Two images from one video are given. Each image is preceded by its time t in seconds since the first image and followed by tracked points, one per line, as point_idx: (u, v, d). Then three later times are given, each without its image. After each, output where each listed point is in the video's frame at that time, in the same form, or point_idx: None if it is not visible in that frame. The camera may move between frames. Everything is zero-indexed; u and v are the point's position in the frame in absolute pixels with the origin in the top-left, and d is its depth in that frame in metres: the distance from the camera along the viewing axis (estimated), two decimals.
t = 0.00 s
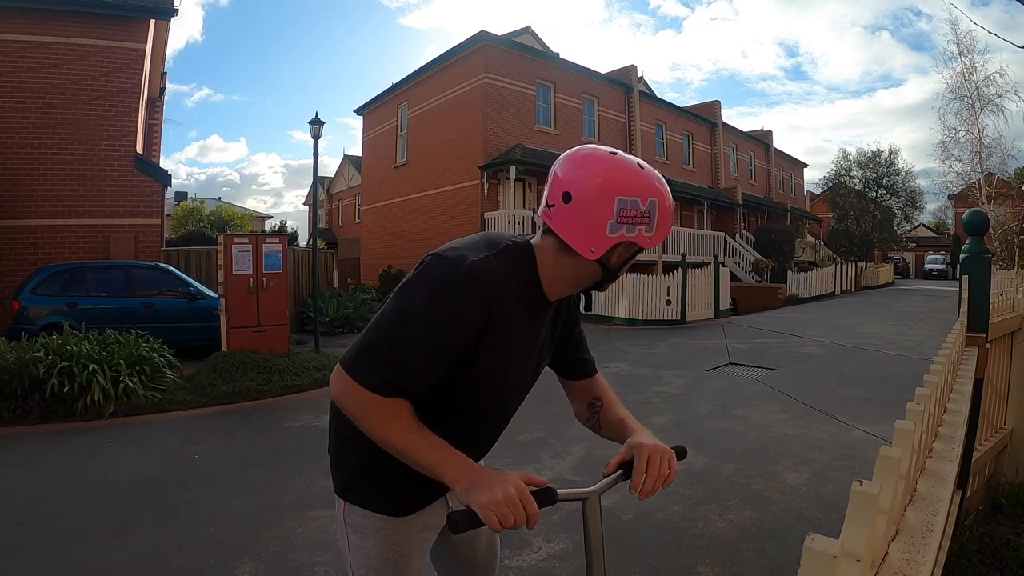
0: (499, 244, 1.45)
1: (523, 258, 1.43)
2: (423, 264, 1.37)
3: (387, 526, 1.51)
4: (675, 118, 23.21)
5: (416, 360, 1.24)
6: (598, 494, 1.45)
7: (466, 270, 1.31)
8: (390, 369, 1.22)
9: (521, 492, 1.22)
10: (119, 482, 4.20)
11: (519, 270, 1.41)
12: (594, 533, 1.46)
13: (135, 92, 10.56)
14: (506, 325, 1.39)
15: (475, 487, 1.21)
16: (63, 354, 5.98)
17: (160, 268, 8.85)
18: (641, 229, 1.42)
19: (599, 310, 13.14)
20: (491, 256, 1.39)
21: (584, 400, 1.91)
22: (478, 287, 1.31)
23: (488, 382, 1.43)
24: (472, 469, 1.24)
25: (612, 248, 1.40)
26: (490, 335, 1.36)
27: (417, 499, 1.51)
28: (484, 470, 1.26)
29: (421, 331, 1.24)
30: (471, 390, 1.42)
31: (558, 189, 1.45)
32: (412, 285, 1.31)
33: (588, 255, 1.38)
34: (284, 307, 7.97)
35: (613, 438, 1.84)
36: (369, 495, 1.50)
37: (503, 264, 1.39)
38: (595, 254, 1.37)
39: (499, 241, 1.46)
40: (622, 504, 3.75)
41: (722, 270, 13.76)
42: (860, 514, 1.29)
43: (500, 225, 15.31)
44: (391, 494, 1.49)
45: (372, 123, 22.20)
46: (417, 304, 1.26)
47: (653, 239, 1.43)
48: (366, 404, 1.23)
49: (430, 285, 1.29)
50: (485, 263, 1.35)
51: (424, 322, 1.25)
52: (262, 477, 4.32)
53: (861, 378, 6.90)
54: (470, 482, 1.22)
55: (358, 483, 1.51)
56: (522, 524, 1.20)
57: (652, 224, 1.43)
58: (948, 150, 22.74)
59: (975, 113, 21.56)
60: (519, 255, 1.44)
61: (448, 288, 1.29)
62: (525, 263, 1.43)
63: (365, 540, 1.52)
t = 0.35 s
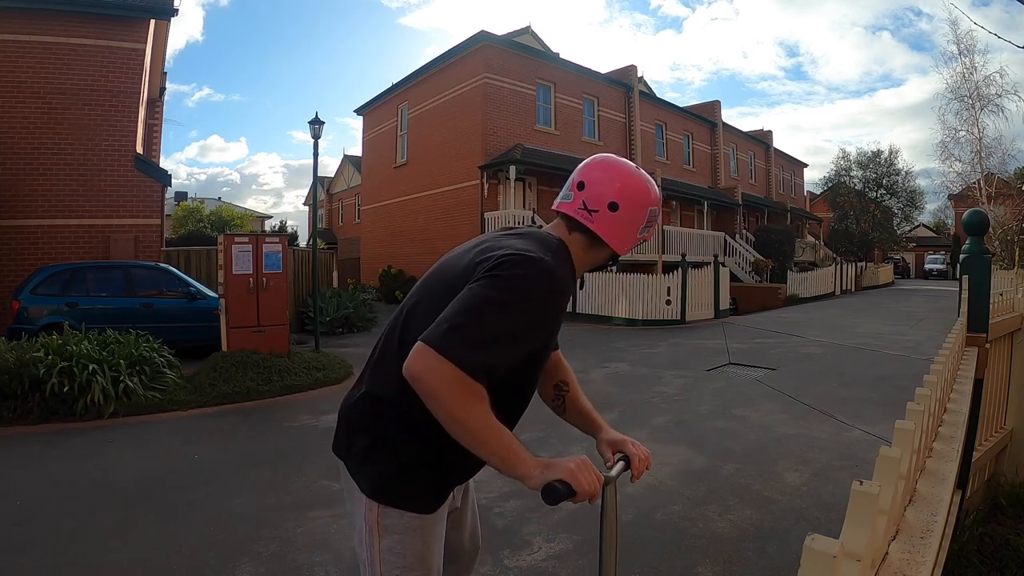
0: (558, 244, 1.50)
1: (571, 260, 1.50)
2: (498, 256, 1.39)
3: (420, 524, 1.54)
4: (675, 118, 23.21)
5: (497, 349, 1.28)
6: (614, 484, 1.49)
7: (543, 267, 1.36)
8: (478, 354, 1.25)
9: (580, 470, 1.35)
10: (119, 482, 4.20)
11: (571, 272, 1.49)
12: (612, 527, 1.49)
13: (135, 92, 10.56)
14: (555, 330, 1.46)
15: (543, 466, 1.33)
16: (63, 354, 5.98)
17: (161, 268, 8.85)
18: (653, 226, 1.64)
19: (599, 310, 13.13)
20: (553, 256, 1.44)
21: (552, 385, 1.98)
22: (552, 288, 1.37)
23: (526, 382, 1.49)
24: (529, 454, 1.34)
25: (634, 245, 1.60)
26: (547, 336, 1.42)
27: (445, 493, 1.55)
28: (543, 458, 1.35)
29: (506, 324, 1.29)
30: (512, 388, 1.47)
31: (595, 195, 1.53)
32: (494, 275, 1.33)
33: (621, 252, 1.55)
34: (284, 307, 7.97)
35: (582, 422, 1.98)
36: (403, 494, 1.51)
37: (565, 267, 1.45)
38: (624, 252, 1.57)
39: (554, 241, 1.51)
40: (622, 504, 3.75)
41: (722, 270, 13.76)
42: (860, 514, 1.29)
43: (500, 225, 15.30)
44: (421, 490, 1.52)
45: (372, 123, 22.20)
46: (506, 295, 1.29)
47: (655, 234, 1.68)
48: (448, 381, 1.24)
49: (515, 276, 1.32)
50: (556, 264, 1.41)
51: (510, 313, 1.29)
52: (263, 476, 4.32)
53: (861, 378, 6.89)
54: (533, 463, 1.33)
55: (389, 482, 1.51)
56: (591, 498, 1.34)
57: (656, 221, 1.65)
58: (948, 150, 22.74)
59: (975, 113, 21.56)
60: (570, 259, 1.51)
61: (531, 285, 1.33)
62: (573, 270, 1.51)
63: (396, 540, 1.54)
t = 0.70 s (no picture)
0: (570, 244, 1.51)
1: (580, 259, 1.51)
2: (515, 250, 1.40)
3: (441, 526, 1.55)
4: (675, 118, 23.22)
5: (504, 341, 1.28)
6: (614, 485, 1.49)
7: (557, 264, 1.37)
8: (485, 344, 1.26)
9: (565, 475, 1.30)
10: (119, 482, 4.20)
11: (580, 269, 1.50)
12: (612, 531, 1.48)
13: (135, 92, 10.56)
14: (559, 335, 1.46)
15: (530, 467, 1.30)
16: (63, 354, 5.98)
17: (161, 267, 8.85)
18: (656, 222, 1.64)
19: (599, 310, 13.13)
20: (565, 255, 1.45)
21: (553, 376, 1.97)
22: (563, 289, 1.38)
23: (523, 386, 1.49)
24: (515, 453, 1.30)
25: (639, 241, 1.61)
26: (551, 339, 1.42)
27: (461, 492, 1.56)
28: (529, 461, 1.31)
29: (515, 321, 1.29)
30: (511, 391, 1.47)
31: (601, 197, 1.53)
32: (509, 268, 1.33)
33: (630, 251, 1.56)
34: (284, 307, 7.97)
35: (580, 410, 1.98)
36: (424, 496, 1.51)
37: (576, 268, 1.45)
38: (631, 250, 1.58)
39: (567, 240, 1.52)
40: (622, 504, 3.75)
41: (722, 270, 13.76)
42: (860, 513, 1.29)
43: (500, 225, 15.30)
44: (441, 490, 1.52)
45: (372, 123, 22.21)
46: (519, 289, 1.30)
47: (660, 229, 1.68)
48: (449, 368, 1.24)
49: (528, 272, 1.32)
50: (568, 265, 1.42)
51: (521, 308, 1.30)
52: (263, 476, 4.33)
53: (861, 378, 6.89)
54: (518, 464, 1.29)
55: (407, 486, 1.51)
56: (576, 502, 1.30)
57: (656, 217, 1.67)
58: (948, 150, 22.73)
59: (975, 113, 21.56)
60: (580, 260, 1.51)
61: (544, 284, 1.33)
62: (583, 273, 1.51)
63: (421, 544, 1.53)
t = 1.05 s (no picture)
0: (532, 240, 1.39)
1: (548, 252, 1.39)
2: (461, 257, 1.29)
3: (424, 534, 1.52)
4: (675, 118, 23.22)
5: (453, 364, 1.20)
6: (618, 495, 1.47)
7: (505, 271, 1.25)
8: (428, 372, 1.19)
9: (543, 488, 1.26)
10: (119, 482, 4.20)
11: (548, 264, 1.37)
12: (616, 539, 1.48)
13: (135, 92, 10.56)
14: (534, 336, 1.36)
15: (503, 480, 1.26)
16: (63, 354, 5.97)
17: (161, 268, 8.86)
18: (623, 191, 1.45)
19: (599, 310, 13.13)
20: (523, 256, 1.32)
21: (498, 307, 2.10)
22: (519, 294, 1.26)
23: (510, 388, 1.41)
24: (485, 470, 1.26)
25: (593, 207, 1.46)
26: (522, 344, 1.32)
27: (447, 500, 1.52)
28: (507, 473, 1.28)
29: (464, 338, 1.20)
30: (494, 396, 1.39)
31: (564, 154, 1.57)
32: (452, 282, 1.24)
33: (565, 207, 1.47)
34: (284, 307, 7.97)
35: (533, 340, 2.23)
36: (405, 505, 1.49)
37: (536, 266, 1.33)
38: (572, 208, 1.47)
39: (528, 235, 1.40)
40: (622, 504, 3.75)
41: (722, 270, 13.76)
42: (860, 513, 1.29)
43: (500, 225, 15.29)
44: (422, 501, 1.49)
45: (372, 123, 22.21)
46: (461, 307, 1.20)
47: (640, 205, 1.45)
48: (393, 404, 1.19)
49: (471, 287, 1.22)
50: (524, 267, 1.30)
51: (466, 326, 1.20)
52: (263, 476, 4.33)
53: (861, 378, 6.89)
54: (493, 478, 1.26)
55: (387, 497, 1.49)
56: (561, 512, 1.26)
57: (640, 192, 1.45)
58: (948, 150, 22.74)
59: (974, 113, 21.57)
60: (546, 253, 1.39)
61: (493, 294, 1.22)
62: (552, 267, 1.38)
63: (402, 554, 1.52)
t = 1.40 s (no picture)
0: (442, 236, 1.40)
1: (467, 244, 1.39)
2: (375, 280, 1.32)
3: (381, 532, 1.52)
4: (675, 118, 23.23)
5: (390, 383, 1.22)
6: (606, 501, 1.46)
7: (409, 274, 1.27)
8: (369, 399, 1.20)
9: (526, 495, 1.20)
10: (119, 482, 4.20)
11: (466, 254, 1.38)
12: (605, 545, 1.48)
13: (135, 92, 10.55)
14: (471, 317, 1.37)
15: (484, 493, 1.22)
16: (63, 354, 5.98)
17: (161, 268, 8.86)
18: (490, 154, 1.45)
19: (599, 310, 13.13)
20: (432, 252, 1.34)
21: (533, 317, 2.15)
22: (431, 291, 1.27)
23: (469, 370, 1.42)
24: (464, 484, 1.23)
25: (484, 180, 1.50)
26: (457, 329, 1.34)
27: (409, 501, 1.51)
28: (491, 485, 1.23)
29: (392, 351, 1.22)
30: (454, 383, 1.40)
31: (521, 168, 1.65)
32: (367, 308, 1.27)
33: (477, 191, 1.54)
34: (284, 307, 7.97)
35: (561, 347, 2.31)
36: (363, 500, 1.50)
37: (449, 254, 1.34)
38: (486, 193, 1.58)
39: (442, 232, 1.42)
40: (622, 504, 3.75)
41: (722, 270, 13.75)
42: (860, 513, 1.29)
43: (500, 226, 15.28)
44: (382, 499, 1.49)
45: (372, 124, 22.21)
46: (379, 324, 1.22)
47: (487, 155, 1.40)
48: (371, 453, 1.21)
49: (384, 308, 1.24)
50: (433, 261, 1.32)
51: (388, 339, 1.22)
52: (263, 477, 4.32)
53: (861, 378, 6.89)
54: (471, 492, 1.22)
55: (347, 491, 1.51)
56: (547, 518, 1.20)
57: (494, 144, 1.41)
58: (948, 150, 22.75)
59: (974, 113, 21.59)
60: (461, 239, 1.40)
61: (404, 298, 1.25)
62: (471, 251, 1.39)
63: (360, 548, 1.53)
